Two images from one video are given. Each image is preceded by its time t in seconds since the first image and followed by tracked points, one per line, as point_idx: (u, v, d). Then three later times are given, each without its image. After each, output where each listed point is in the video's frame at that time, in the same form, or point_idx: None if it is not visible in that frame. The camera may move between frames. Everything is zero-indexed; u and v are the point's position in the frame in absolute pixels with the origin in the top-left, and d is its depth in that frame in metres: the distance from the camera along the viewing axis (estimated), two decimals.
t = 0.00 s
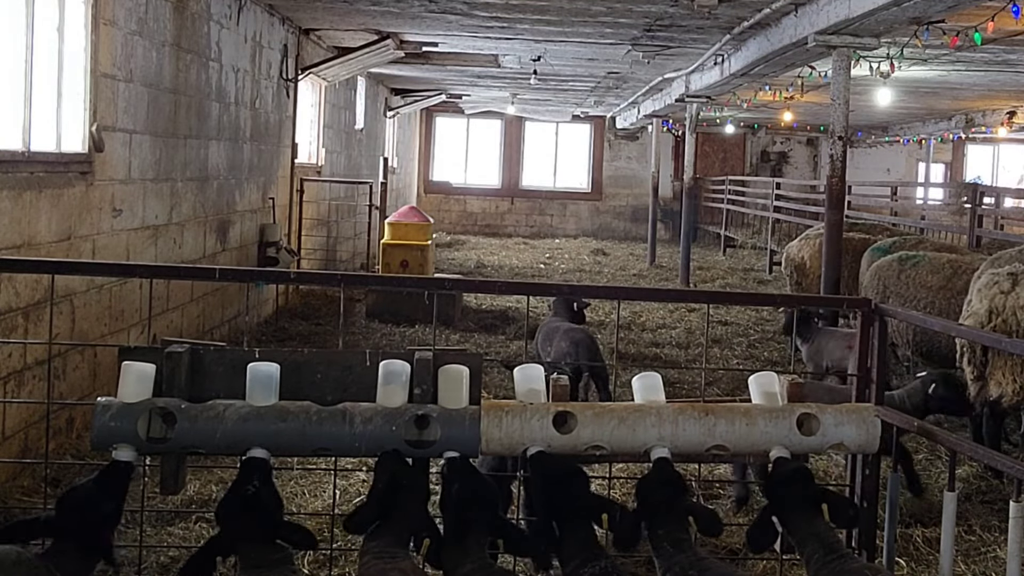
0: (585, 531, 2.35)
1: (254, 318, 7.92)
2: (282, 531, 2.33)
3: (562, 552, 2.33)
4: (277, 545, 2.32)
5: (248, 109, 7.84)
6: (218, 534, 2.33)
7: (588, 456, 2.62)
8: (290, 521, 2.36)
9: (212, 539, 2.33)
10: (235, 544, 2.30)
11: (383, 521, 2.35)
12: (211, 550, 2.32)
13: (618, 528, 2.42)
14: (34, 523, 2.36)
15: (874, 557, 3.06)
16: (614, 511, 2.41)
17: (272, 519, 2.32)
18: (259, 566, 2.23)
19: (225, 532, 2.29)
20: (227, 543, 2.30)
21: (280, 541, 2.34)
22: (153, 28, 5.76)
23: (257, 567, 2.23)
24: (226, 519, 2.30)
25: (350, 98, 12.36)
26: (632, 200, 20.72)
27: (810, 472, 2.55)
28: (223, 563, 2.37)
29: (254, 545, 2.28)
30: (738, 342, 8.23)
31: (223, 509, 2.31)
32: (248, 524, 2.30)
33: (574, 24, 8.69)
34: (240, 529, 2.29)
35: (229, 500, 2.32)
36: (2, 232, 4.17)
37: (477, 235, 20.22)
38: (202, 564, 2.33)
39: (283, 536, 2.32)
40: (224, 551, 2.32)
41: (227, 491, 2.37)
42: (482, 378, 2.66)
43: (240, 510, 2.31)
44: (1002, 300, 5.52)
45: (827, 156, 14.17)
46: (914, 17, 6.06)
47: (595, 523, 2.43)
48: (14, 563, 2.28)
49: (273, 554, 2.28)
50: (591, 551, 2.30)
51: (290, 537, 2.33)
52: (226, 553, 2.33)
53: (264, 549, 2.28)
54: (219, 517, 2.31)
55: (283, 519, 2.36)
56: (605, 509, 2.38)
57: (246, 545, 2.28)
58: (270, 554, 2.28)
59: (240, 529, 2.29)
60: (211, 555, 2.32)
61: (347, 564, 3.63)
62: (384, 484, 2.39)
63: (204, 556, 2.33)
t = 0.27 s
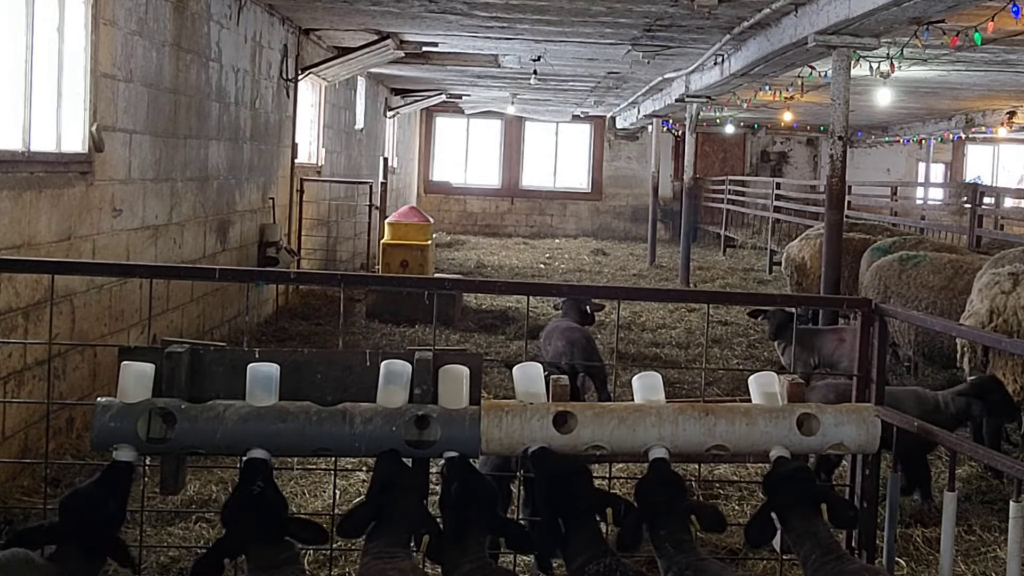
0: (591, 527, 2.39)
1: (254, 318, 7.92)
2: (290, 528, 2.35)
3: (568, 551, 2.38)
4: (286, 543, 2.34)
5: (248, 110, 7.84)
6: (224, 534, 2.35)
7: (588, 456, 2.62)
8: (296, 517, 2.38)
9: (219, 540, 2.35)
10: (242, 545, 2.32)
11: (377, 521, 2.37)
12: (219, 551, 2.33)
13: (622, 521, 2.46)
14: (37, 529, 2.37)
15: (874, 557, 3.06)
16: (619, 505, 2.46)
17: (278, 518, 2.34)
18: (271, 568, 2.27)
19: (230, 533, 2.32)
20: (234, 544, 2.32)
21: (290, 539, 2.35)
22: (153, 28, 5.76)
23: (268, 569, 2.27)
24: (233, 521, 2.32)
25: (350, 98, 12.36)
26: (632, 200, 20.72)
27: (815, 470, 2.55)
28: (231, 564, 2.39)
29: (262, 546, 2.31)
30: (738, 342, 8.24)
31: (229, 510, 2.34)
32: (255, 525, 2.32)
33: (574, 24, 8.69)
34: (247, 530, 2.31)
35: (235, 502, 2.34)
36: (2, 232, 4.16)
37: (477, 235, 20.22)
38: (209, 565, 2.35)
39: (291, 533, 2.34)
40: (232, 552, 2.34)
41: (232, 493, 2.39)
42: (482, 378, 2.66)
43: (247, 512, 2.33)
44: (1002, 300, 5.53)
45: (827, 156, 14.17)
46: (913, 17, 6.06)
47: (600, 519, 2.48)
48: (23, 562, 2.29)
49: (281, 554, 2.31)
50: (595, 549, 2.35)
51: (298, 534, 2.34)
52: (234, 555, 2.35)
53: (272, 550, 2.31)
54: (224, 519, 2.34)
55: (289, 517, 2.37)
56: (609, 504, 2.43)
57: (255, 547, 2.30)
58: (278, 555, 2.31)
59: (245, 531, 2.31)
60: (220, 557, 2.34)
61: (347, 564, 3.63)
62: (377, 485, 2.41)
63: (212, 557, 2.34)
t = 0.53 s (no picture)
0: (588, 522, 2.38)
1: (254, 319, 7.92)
2: (292, 527, 2.35)
3: (567, 545, 2.37)
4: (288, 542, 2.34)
5: (248, 110, 7.83)
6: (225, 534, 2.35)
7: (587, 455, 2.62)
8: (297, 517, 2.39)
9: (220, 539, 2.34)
10: (244, 543, 2.31)
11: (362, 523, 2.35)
12: (221, 550, 2.32)
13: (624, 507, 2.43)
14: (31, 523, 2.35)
15: (874, 557, 3.06)
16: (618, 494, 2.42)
17: (280, 517, 2.34)
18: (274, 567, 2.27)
19: (231, 531, 2.32)
20: (236, 543, 2.31)
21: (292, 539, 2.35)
22: (152, 28, 5.76)
23: (272, 568, 2.27)
24: (236, 519, 2.33)
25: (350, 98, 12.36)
26: (632, 200, 20.72)
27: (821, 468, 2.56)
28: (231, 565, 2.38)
29: (264, 544, 2.30)
30: (738, 342, 8.24)
31: (231, 510, 2.35)
32: (258, 523, 2.32)
33: (574, 24, 8.69)
34: (250, 528, 2.31)
35: (237, 500, 2.35)
36: (2, 232, 4.16)
37: (477, 235, 20.22)
38: (210, 566, 2.34)
39: (295, 532, 2.34)
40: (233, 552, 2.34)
41: (234, 493, 2.39)
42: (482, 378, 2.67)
43: (250, 510, 2.34)
44: (1002, 300, 5.53)
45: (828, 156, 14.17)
46: (914, 17, 6.06)
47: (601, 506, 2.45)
48: (24, 563, 2.29)
49: (284, 553, 2.31)
50: (593, 543, 2.35)
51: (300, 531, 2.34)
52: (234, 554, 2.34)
53: (274, 547, 2.30)
54: (226, 518, 2.34)
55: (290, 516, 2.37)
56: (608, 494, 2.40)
57: (258, 545, 2.30)
58: (281, 553, 2.30)
59: (246, 530, 2.31)
60: (222, 556, 2.33)
61: (347, 564, 3.63)
62: (367, 487, 2.40)
63: (214, 556, 2.33)
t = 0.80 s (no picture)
0: (586, 523, 2.39)
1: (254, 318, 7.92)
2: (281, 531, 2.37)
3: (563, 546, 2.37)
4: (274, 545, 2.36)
5: (248, 109, 7.83)
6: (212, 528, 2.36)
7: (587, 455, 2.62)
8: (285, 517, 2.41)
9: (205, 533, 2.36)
10: (232, 540, 2.32)
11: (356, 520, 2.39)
12: (203, 542, 2.33)
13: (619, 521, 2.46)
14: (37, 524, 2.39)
15: (874, 557, 3.06)
16: (610, 503, 2.44)
17: (271, 519, 2.36)
18: (260, 565, 2.28)
19: (220, 525, 2.33)
20: (221, 537, 2.33)
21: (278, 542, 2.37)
22: (152, 28, 5.76)
23: (257, 567, 2.28)
24: (226, 516, 2.34)
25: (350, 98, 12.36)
26: (632, 200, 20.72)
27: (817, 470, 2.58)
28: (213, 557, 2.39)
29: (253, 543, 2.32)
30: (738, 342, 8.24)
31: (225, 505, 2.36)
32: (247, 522, 2.34)
33: (574, 24, 8.69)
34: (239, 525, 2.33)
35: (230, 497, 2.37)
36: (2, 232, 4.16)
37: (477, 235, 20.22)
38: (191, 557, 2.34)
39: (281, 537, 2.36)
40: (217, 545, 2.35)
41: (227, 489, 2.41)
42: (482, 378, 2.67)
43: (243, 509, 2.35)
44: (1003, 300, 5.53)
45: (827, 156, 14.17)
46: (914, 17, 6.06)
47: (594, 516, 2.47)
48: (24, 563, 2.26)
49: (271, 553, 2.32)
50: (590, 544, 2.34)
51: (290, 535, 2.37)
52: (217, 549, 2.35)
53: (262, 548, 2.32)
54: (217, 514, 2.35)
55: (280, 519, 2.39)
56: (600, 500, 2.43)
57: (248, 544, 2.32)
58: (270, 552, 2.32)
59: (237, 527, 2.33)
60: (203, 548, 2.34)
61: (347, 564, 3.63)
62: (367, 487, 2.43)
63: (196, 546, 2.33)
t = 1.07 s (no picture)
0: (585, 523, 2.39)
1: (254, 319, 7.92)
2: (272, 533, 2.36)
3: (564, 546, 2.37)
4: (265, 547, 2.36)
5: (248, 109, 7.83)
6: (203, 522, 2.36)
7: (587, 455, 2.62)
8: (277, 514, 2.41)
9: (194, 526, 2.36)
10: (220, 538, 2.32)
11: (368, 522, 2.37)
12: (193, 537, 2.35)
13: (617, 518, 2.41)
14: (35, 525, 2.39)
15: (874, 557, 3.06)
16: (605, 501, 2.41)
17: (264, 522, 2.35)
18: (248, 566, 2.30)
19: (211, 522, 2.33)
20: (210, 535, 2.33)
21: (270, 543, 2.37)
22: (153, 28, 5.76)
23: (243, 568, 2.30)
24: (218, 514, 2.34)
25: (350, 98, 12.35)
26: (632, 200, 20.73)
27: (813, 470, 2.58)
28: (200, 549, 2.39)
29: (243, 543, 2.32)
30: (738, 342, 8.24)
31: (220, 502, 2.35)
32: (240, 522, 2.33)
33: (574, 24, 8.69)
34: (230, 524, 2.32)
35: (224, 495, 2.36)
36: (2, 232, 4.16)
37: (477, 235, 20.21)
38: (173, 545, 2.35)
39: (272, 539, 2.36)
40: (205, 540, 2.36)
41: (224, 485, 2.40)
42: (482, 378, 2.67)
43: (237, 509, 2.34)
44: (1004, 300, 5.53)
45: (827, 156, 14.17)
46: (914, 17, 6.06)
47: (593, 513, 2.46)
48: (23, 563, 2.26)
49: (259, 555, 2.33)
50: (592, 545, 2.34)
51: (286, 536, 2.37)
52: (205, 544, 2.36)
53: (252, 548, 2.33)
54: (211, 510, 2.35)
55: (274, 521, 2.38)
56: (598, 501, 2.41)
57: (239, 543, 2.32)
58: (258, 554, 2.33)
59: (229, 527, 2.32)
60: (191, 542, 2.35)
61: (347, 564, 3.63)
62: (372, 487, 2.41)
63: (184, 539, 2.36)
